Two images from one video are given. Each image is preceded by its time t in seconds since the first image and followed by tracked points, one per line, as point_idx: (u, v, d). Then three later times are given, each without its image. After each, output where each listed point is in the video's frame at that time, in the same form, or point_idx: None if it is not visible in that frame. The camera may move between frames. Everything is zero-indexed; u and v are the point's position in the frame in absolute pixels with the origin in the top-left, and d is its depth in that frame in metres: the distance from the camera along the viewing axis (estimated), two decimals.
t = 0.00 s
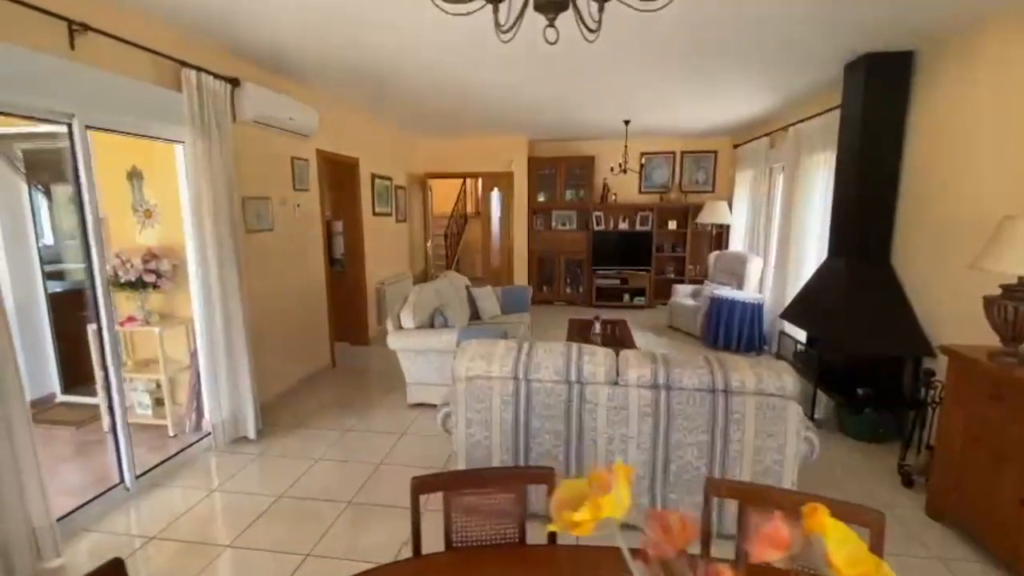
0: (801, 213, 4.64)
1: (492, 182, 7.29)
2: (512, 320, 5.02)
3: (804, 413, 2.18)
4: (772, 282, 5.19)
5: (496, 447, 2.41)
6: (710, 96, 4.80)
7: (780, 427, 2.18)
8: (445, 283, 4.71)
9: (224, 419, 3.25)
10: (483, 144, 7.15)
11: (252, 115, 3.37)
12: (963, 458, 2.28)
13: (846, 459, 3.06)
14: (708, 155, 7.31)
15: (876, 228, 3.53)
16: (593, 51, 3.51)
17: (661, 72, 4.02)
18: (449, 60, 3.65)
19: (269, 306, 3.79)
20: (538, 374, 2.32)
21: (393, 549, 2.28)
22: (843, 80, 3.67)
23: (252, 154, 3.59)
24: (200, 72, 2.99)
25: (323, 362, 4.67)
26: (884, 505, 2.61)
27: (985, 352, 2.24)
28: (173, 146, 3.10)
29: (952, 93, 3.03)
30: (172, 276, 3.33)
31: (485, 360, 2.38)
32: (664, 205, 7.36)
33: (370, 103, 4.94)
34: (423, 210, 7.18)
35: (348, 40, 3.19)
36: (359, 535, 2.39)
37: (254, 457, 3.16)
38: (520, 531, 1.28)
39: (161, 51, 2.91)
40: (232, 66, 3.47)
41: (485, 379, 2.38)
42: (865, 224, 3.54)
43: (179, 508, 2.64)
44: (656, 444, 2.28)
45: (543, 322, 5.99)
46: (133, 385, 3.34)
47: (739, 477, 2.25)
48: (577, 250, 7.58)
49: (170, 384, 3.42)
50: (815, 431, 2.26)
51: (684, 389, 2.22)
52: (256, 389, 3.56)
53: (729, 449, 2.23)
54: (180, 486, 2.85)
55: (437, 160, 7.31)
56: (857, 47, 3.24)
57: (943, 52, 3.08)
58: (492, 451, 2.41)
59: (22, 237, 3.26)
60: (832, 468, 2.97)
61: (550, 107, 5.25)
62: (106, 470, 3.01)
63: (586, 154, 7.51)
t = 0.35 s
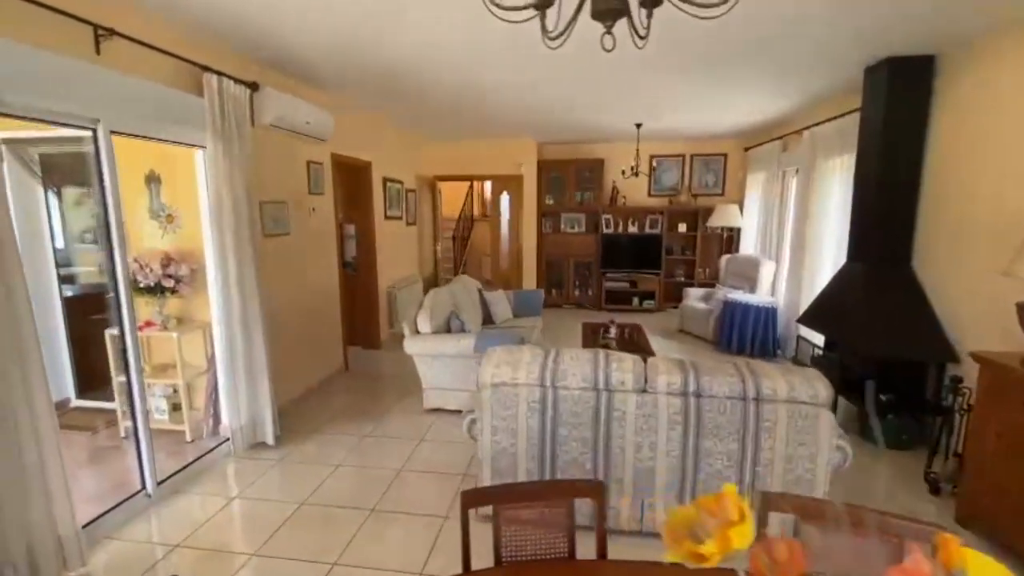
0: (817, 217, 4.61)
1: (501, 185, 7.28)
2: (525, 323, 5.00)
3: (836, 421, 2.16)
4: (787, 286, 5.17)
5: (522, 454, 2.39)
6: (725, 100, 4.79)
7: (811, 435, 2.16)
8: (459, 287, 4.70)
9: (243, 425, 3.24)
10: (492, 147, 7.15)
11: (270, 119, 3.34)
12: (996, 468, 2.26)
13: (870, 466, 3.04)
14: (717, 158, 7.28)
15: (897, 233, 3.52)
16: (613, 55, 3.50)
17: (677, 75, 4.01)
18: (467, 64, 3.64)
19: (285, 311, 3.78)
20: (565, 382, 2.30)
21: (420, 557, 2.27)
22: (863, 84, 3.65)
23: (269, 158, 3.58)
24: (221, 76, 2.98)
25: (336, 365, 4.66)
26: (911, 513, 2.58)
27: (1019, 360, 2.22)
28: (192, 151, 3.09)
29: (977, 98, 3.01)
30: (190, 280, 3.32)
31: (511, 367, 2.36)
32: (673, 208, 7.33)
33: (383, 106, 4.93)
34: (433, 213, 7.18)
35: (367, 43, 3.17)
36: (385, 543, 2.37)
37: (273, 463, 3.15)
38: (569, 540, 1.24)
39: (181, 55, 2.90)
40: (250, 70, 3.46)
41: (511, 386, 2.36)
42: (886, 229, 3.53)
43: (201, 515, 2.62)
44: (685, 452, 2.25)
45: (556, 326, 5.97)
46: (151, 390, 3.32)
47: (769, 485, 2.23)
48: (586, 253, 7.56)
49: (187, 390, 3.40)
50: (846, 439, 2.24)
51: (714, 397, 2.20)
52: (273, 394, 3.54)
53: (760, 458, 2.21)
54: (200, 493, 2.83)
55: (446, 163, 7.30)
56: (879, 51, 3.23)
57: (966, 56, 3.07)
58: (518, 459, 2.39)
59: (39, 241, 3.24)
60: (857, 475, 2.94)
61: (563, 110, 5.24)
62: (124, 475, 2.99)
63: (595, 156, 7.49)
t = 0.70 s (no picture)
0: (835, 220, 4.57)
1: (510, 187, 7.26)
2: (538, 326, 4.95)
3: (874, 428, 2.11)
4: (802, 289, 5.12)
5: (549, 462, 2.34)
6: (739, 102, 4.76)
7: (848, 442, 2.11)
8: (473, 290, 4.66)
9: (259, 431, 3.20)
10: (501, 149, 7.13)
11: (287, 121, 3.30)
12: None
13: (897, 472, 3.00)
14: (727, 160, 7.25)
15: (919, 235, 3.49)
16: (631, 57, 3.48)
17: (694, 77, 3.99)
18: (484, 65, 3.61)
19: (300, 314, 3.74)
20: (595, 388, 2.26)
21: (447, 566, 2.23)
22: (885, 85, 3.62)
23: (285, 160, 3.54)
24: (240, 77, 2.95)
25: (348, 369, 4.62)
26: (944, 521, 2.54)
27: None
28: (210, 153, 3.05)
29: (1002, 100, 2.98)
30: (206, 283, 3.29)
31: (539, 373, 2.31)
32: (683, 210, 7.30)
33: (395, 108, 4.90)
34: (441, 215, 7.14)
35: (385, 44, 3.14)
36: (410, 551, 2.33)
37: (291, 470, 3.10)
38: (623, 550, 1.21)
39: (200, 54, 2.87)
40: (266, 71, 3.42)
41: (538, 392, 2.32)
42: (908, 232, 3.50)
43: (221, 523, 2.58)
44: (717, 459, 2.21)
45: (569, 329, 5.93)
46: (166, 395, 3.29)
47: (805, 494, 2.18)
48: (595, 255, 7.53)
49: (202, 394, 3.36)
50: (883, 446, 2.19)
51: (748, 403, 2.16)
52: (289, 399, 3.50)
53: (795, 465, 2.16)
54: (218, 500, 2.79)
55: (454, 165, 7.27)
56: (902, 52, 3.20)
57: (992, 57, 3.03)
58: (545, 466, 2.35)
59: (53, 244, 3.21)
60: (884, 481, 2.90)
61: (575, 112, 5.21)
62: (141, 481, 2.96)
63: (604, 158, 7.46)
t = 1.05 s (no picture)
0: (849, 221, 4.53)
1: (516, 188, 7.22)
2: (549, 328, 4.89)
3: (908, 432, 2.06)
4: (815, 290, 5.07)
5: (573, 467, 2.29)
6: (751, 102, 4.73)
7: (882, 446, 2.06)
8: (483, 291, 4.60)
9: (270, 435, 3.14)
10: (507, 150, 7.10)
11: (298, 120, 3.24)
12: None
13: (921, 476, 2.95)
14: (735, 161, 7.21)
15: (939, 234, 3.45)
16: (647, 56, 3.44)
17: (708, 77, 3.96)
18: (498, 64, 3.57)
19: (310, 316, 3.68)
20: (620, 391, 2.20)
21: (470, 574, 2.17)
22: (905, 83, 3.59)
23: (296, 160, 3.50)
24: (253, 75, 2.90)
25: (357, 372, 4.56)
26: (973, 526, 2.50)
27: None
28: (222, 151, 3.00)
29: None
30: (217, 284, 3.23)
31: (561, 376, 2.26)
32: (690, 211, 7.25)
33: (404, 108, 4.87)
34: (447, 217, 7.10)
35: (400, 42, 3.10)
36: (430, 558, 2.27)
37: (303, 475, 3.04)
38: (674, 567, 1.14)
39: (215, 50, 2.83)
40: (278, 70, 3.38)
41: (561, 396, 2.26)
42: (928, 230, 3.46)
43: (234, 530, 2.52)
44: (747, 463, 2.16)
45: (578, 331, 5.87)
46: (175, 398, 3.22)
47: (836, 499, 2.13)
48: (602, 257, 7.48)
49: (211, 397, 3.29)
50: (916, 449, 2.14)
51: (778, 406, 2.10)
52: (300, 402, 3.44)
53: (827, 470, 2.11)
54: (230, 506, 2.73)
55: (460, 166, 7.23)
56: (922, 50, 3.17)
57: (1016, 55, 3.00)
58: (568, 471, 2.29)
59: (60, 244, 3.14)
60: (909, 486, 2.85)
61: (585, 112, 5.17)
62: (149, 486, 2.89)
63: (611, 159, 7.42)
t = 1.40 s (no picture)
0: (864, 221, 4.47)
1: (522, 189, 7.16)
2: (558, 331, 4.81)
3: (949, 437, 1.99)
4: (828, 292, 5.01)
5: (598, 474, 2.21)
6: (763, 102, 4.68)
7: (920, 452, 1.99)
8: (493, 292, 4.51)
9: (280, 440, 3.05)
10: (511, 152, 7.07)
11: (309, 117, 3.17)
12: None
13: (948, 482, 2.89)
14: (742, 162, 7.17)
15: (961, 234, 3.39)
16: (664, 54, 3.39)
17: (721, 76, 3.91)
18: (512, 62, 3.51)
19: (319, 318, 3.60)
20: (647, 396, 2.13)
21: None
22: (925, 81, 3.54)
23: (305, 159, 3.42)
24: (264, 71, 2.83)
25: (364, 375, 4.48)
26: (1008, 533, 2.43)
27: None
28: (232, 149, 2.92)
29: None
30: (225, 285, 3.16)
31: (586, 379, 2.18)
32: (697, 213, 7.20)
33: (413, 107, 4.80)
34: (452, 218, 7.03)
35: (415, 38, 3.04)
36: (451, 569, 2.19)
37: (314, 481, 2.95)
38: None
39: (226, 45, 2.76)
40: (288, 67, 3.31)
41: (586, 400, 2.18)
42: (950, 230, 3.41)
43: (246, 539, 2.43)
44: (779, 470, 2.08)
45: (587, 333, 5.80)
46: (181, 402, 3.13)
47: (873, 507, 2.06)
48: (608, 258, 7.41)
49: (219, 401, 3.21)
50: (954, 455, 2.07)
51: (813, 411, 2.03)
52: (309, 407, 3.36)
53: (863, 477, 2.04)
54: (241, 514, 2.64)
55: (465, 167, 7.17)
56: (944, 46, 3.12)
57: None
58: (593, 478, 2.22)
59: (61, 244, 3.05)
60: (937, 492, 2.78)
61: (595, 111, 5.12)
62: (156, 494, 2.80)
63: (617, 160, 7.37)
